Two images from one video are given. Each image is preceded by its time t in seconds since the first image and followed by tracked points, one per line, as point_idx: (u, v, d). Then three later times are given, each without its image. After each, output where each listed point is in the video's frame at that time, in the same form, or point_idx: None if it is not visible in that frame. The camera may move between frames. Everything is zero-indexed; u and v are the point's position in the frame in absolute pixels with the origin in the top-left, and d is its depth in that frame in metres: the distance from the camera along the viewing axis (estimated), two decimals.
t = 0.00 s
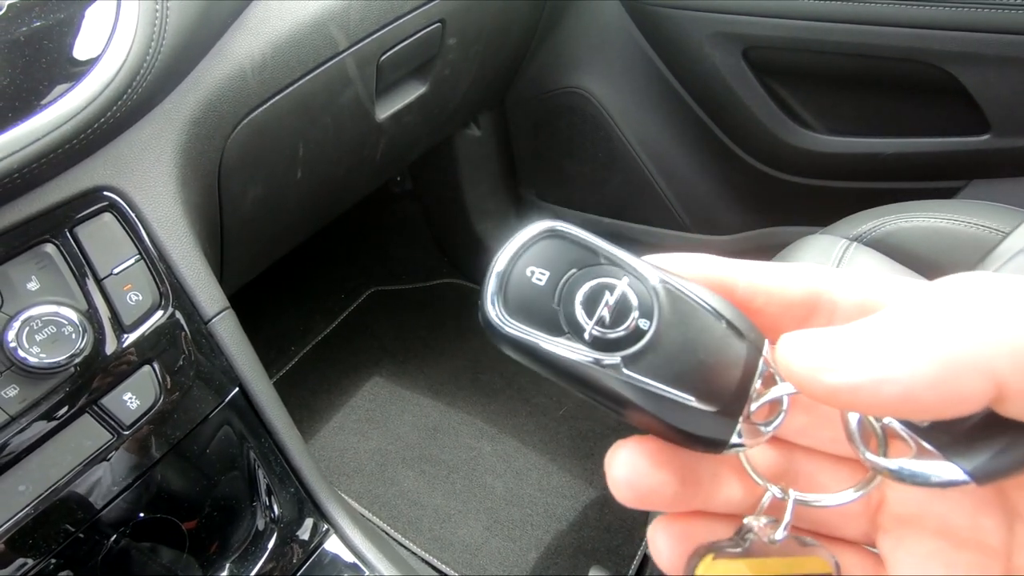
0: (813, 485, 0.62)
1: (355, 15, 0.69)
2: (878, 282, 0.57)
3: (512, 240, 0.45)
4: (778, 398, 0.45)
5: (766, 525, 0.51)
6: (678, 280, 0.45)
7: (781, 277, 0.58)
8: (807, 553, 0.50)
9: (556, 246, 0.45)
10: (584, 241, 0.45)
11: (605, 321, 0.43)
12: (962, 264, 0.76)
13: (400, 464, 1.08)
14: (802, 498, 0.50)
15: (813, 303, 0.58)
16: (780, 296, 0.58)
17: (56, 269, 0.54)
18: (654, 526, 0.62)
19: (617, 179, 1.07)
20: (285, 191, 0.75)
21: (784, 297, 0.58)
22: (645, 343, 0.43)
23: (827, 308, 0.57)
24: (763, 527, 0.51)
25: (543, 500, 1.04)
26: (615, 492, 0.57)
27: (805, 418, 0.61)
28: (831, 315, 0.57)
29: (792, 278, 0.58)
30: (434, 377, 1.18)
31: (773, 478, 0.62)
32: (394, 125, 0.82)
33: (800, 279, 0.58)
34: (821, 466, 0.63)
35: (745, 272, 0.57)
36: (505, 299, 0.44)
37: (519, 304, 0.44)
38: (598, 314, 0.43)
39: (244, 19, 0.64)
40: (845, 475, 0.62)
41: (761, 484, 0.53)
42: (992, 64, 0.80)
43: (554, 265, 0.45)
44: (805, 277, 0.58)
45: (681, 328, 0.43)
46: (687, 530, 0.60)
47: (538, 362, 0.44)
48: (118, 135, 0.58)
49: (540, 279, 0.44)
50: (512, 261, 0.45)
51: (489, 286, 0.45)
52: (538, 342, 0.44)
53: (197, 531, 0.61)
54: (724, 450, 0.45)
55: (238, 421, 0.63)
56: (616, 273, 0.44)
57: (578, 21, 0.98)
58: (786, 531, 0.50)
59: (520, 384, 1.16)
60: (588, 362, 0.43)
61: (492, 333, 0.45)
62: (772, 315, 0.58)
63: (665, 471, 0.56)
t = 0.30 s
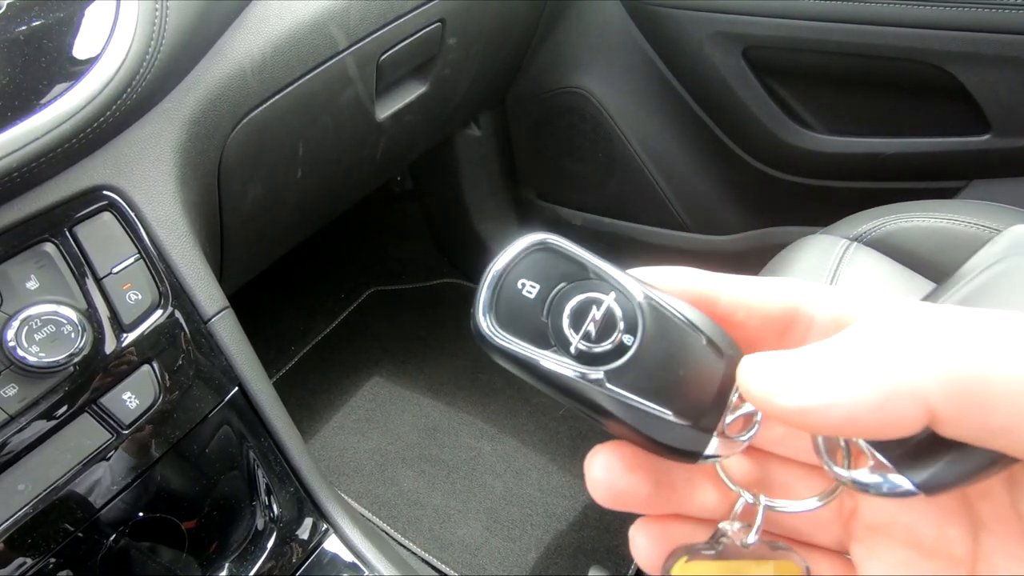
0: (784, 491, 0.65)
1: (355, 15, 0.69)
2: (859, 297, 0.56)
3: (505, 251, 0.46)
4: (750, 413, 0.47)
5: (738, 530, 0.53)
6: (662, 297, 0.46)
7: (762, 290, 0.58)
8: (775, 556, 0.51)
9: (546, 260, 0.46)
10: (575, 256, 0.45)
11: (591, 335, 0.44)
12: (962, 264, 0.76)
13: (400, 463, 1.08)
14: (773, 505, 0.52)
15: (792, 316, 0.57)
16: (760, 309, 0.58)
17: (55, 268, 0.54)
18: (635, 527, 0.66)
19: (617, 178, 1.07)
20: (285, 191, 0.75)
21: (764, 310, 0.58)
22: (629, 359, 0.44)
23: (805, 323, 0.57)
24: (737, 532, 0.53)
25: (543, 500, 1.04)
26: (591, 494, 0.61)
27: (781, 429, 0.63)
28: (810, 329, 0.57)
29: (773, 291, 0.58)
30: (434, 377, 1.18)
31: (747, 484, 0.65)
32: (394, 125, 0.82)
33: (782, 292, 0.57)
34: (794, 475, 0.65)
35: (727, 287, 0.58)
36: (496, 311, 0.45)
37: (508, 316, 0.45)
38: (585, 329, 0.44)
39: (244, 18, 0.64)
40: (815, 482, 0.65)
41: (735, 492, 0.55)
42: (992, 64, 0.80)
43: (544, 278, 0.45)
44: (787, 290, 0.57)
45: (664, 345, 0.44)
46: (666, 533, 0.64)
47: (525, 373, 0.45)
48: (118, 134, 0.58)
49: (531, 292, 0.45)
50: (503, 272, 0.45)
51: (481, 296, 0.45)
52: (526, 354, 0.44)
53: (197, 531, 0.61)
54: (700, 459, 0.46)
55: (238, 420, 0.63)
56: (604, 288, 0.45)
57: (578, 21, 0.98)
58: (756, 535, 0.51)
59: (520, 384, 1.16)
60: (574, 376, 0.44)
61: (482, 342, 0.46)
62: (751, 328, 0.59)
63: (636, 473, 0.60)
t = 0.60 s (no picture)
0: (835, 460, 0.65)
1: (356, 15, 0.69)
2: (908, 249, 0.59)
3: (537, 193, 0.47)
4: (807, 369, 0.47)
5: (788, 501, 0.54)
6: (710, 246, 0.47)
7: (812, 242, 0.60)
8: (829, 530, 0.53)
9: (583, 204, 0.47)
10: (613, 199, 0.47)
11: (632, 283, 0.45)
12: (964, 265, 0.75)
13: (400, 463, 1.08)
14: (826, 476, 0.52)
15: (844, 267, 0.59)
16: (811, 261, 0.59)
17: (57, 269, 0.54)
18: (672, 498, 0.66)
19: (618, 178, 1.07)
20: (286, 192, 0.75)
21: (815, 263, 0.60)
22: (674, 308, 0.44)
23: (858, 274, 0.59)
24: (787, 504, 0.54)
25: (543, 500, 1.04)
26: (629, 460, 0.62)
27: (831, 394, 0.65)
28: (862, 281, 0.59)
29: (825, 244, 0.60)
30: (435, 377, 1.17)
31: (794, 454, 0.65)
32: (395, 126, 0.82)
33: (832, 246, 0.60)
34: (845, 443, 0.66)
35: (778, 238, 0.59)
36: (532, 254, 0.46)
37: (541, 261, 0.46)
38: (625, 276, 0.45)
39: (245, 19, 0.64)
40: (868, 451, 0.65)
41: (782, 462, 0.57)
42: (992, 64, 0.79)
43: (579, 222, 0.47)
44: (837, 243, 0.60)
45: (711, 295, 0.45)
46: (706, 504, 0.65)
47: (559, 319, 0.46)
48: (120, 134, 0.58)
49: (566, 236, 0.46)
50: (538, 216, 0.47)
51: (512, 242, 0.46)
52: (558, 301, 0.45)
53: (198, 532, 0.61)
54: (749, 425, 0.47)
55: (239, 421, 0.63)
56: (645, 234, 0.46)
57: (579, 21, 0.98)
58: (809, 508, 0.53)
59: (521, 385, 1.16)
60: (614, 326, 0.44)
61: (512, 291, 0.47)
62: (803, 281, 0.60)
63: (676, 436, 0.60)
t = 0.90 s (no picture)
0: (781, 458, 0.70)
1: (358, 16, 0.69)
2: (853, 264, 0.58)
3: (507, 216, 0.47)
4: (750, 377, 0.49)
5: (736, 495, 0.57)
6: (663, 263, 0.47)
7: (762, 260, 0.60)
8: (771, 520, 0.55)
9: (549, 223, 0.47)
10: (577, 220, 0.47)
11: (592, 298, 0.45)
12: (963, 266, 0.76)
13: (401, 463, 1.08)
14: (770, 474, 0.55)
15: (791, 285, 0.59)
16: (760, 279, 0.60)
17: (60, 269, 0.54)
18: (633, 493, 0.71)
19: (619, 179, 1.07)
20: (287, 192, 0.75)
21: (763, 280, 0.60)
22: (629, 321, 0.45)
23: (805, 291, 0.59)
24: (734, 497, 0.57)
25: (544, 500, 1.04)
26: (591, 458, 0.65)
27: (780, 399, 0.68)
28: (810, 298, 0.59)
29: (773, 262, 0.60)
30: (436, 377, 1.18)
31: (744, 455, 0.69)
32: (397, 126, 0.82)
33: (781, 263, 0.60)
34: (791, 444, 0.70)
35: (728, 257, 0.60)
36: (497, 272, 0.46)
37: (509, 277, 0.46)
38: (585, 292, 0.45)
39: (247, 20, 0.64)
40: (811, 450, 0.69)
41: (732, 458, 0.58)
42: (993, 64, 0.80)
43: (545, 241, 0.47)
44: (784, 261, 0.60)
45: (664, 310, 0.46)
46: (665, 498, 0.69)
47: (525, 333, 0.47)
48: (123, 135, 0.58)
49: (532, 255, 0.47)
50: (506, 236, 0.47)
51: (483, 259, 0.47)
52: (524, 314, 0.46)
53: (201, 532, 0.61)
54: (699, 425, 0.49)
55: (241, 421, 0.63)
56: (605, 253, 0.46)
57: (581, 22, 0.99)
58: (754, 500, 0.56)
59: (522, 385, 1.17)
60: (575, 338, 0.46)
61: (485, 307, 0.47)
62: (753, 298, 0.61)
63: (635, 436, 0.63)
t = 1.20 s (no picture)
0: (793, 489, 0.70)
1: (358, 16, 0.69)
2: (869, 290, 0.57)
3: (514, 237, 0.46)
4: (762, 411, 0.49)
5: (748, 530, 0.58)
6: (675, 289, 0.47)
7: (774, 283, 0.60)
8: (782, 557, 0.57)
9: (558, 247, 0.46)
10: (587, 244, 0.46)
11: (602, 326, 0.45)
12: (961, 266, 0.76)
13: (401, 463, 1.08)
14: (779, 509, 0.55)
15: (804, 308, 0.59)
16: (771, 301, 0.60)
17: (60, 268, 0.54)
18: (640, 525, 0.72)
19: (618, 179, 1.07)
20: (287, 192, 0.76)
21: (775, 303, 0.60)
22: (640, 351, 0.45)
23: (817, 314, 0.59)
24: (746, 533, 0.57)
25: (543, 500, 1.04)
26: (597, 490, 0.64)
27: (791, 428, 0.68)
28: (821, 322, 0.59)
29: (785, 285, 0.60)
30: (435, 377, 1.18)
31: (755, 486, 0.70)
32: (397, 126, 0.82)
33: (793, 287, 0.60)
34: (802, 474, 0.70)
35: (739, 279, 0.60)
36: (504, 297, 0.45)
37: (516, 303, 0.46)
38: (595, 319, 0.45)
39: (247, 19, 0.64)
40: (823, 482, 0.70)
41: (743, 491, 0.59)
42: (991, 64, 0.80)
43: (554, 266, 0.46)
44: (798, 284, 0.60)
45: (676, 338, 0.45)
46: (672, 532, 0.70)
47: (531, 360, 0.46)
48: (123, 134, 0.59)
49: (540, 279, 0.46)
50: (514, 259, 0.46)
51: (489, 283, 0.45)
52: (533, 343, 0.45)
53: (200, 531, 0.61)
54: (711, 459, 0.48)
55: (241, 421, 0.63)
56: (615, 278, 0.46)
57: (580, 22, 0.99)
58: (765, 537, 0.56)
59: (521, 384, 1.17)
60: (584, 368, 0.45)
61: (489, 330, 0.46)
62: (764, 322, 0.61)
63: (643, 471, 0.62)
